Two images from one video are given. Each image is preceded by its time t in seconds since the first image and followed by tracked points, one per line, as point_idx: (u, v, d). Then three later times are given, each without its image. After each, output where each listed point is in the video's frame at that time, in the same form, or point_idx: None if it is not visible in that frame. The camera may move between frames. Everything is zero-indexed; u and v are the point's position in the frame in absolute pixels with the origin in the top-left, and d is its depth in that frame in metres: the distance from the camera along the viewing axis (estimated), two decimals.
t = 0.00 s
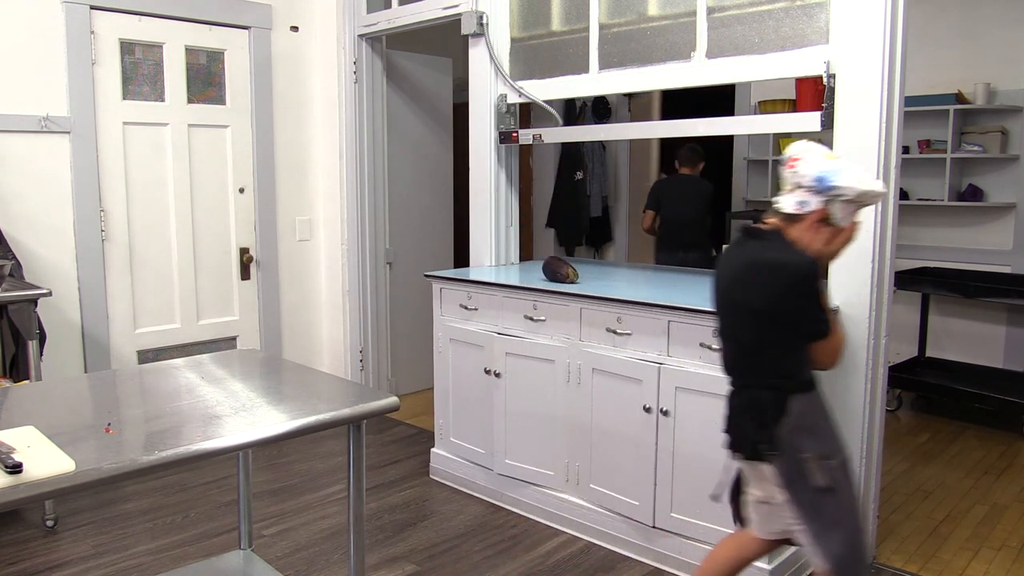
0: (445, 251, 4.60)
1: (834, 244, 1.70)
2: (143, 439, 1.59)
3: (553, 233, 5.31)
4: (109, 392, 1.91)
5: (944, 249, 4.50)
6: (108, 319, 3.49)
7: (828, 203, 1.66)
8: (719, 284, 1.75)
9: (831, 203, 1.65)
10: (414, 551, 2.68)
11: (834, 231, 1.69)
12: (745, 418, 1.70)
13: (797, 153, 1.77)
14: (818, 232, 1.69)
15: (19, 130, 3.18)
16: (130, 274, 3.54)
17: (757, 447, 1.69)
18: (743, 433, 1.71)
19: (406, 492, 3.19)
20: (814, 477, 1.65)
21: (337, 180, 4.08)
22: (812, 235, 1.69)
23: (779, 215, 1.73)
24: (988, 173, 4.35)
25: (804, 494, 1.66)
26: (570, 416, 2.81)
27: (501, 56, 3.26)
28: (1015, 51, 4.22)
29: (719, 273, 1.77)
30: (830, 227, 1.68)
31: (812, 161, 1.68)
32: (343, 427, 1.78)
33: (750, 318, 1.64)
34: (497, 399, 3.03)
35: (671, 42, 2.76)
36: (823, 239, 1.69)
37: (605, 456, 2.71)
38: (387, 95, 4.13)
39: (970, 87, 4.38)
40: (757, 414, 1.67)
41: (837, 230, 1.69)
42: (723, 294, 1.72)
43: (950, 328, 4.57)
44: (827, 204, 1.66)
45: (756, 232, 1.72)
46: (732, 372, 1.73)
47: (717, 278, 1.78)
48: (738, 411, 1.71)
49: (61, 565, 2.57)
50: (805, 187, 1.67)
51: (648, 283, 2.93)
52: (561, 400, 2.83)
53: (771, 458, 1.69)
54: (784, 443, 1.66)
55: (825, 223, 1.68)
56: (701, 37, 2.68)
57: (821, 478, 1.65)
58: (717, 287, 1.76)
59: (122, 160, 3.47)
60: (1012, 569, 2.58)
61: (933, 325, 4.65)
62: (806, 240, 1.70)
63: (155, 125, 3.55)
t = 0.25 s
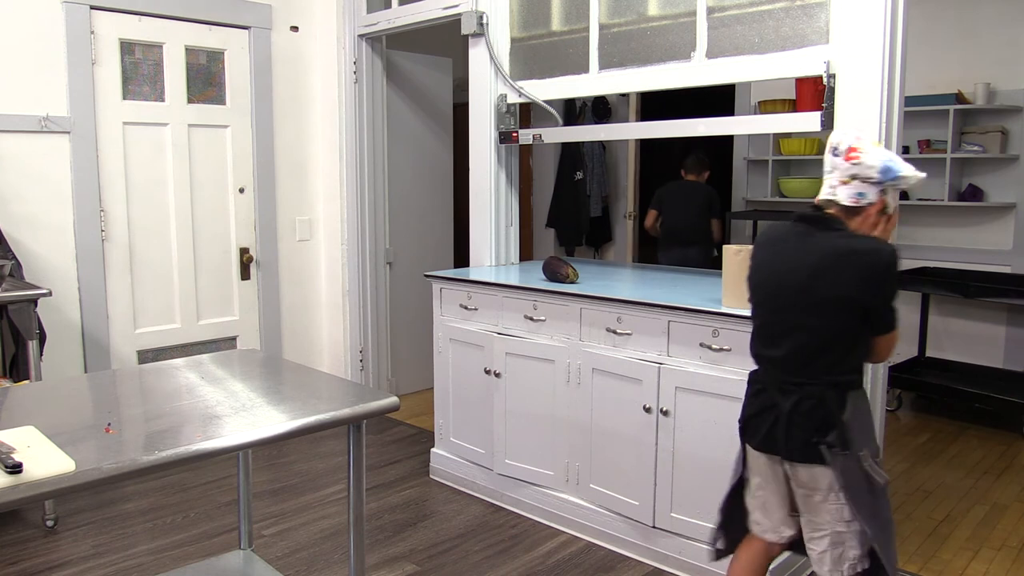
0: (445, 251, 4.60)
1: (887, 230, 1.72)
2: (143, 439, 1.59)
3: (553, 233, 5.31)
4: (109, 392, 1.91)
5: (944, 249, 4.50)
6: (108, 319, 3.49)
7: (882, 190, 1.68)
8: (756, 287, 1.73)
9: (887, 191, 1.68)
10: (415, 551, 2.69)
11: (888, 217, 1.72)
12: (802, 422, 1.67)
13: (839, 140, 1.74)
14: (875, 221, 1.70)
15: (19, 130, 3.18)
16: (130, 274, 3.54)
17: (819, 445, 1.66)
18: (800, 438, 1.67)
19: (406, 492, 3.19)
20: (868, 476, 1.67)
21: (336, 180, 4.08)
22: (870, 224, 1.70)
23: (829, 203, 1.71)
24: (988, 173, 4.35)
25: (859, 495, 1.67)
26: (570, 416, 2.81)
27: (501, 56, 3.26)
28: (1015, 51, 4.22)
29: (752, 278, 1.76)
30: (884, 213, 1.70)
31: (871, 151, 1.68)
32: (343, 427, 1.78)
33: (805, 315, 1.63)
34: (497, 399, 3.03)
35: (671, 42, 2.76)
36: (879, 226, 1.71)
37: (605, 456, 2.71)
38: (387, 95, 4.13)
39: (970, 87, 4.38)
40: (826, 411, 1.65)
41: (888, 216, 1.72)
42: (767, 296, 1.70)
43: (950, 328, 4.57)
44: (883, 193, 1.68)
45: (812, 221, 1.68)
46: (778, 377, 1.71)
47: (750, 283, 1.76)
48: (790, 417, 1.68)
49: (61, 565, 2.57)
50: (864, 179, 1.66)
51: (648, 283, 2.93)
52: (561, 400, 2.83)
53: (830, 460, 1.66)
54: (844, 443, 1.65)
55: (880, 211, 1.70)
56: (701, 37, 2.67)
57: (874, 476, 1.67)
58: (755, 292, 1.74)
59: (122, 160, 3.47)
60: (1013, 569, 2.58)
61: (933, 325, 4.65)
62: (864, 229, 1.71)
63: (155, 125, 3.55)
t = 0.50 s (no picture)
0: (445, 251, 4.60)
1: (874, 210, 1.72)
2: (143, 439, 1.59)
3: (553, 233, 5.31)
4: (109, 392, 1.91)
5: (944, 249, 4.50)
6: (107, 319, 3.48)
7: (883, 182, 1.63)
8: (773, 287, 1.66)
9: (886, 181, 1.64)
10: (415, 551, 2.69)
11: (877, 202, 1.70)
12: (826, 422, 1.63)
13: (834, 133, 1.64)
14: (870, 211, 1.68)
15: (19, 130, 3.18)
16: (130, 274, 3.54)
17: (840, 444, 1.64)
18: (825, 437, 1.63)
19: (406, 492, 3.19)
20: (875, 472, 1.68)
21: (336, 180, 4.08)
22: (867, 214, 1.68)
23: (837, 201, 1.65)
24: (988, 173, 4.35)
25: (868, 495, 1.67)
26: (570, 416, 2.81)
27: (501, 56, 3.26)
28: (1015, 51, 4.22)
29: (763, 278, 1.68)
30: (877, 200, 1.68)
31: (879, 144, 1.61)
32: (343, 427, 1.78)
33: (833, 314, 1.59)
34: (497, 399, 3.03)
35: (671, 42, 2.76)
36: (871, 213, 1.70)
37: (605, 456, 2.71)
38: (386, 95, 4.13)
39: (970, 87, 4.38)
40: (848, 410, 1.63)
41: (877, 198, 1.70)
42: (787, 295, 1.64)
43: (950, 328, 4.57)
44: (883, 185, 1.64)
45: (826, 220, 1.62)
46: (797, 378, 1.65)
47: (761, 283, 1.68)
48: (814, 417, 1.64)
49: (61, 565, 2.57)
50: (870, 179, 1.61)
51: (648, 283, 2.93)
52: (561, 400, 2.83)
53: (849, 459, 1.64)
54: (863, 439, 1.65)
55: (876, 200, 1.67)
56: (701, 37, 2.68)
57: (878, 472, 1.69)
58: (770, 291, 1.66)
59: (122, 160, 3.47)
60: (1013, 569, 2.58)
61: (933, 325, 4.65)
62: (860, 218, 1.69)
63: (155, 125, 3.55)
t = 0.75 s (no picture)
0: (445, 251, 4.60)
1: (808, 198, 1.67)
2: (143, 438, 1.59)
3: (553, 233, 5.31)
4: (109, 392, 1.91)
5: (944, 249, 4.50)
6: (108, 320, 3.49)
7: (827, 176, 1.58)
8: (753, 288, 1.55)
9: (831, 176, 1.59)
10: (414, 551, 2.68)
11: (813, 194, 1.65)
12: (811, 420, 1.58)
13: (781, 147, 1.53)
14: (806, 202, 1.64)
15: (19, 131, 3.18)
16: (130, 274, 3.54)
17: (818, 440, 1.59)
18: (807, 434, 1.57)
19: (406, 492, 3.19)
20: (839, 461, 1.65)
21: (337, 180, 4.08)
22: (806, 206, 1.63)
23: (787, 211, 1.58)
24: (988, 173, 4.35)
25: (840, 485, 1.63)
26: (570, 415, 2.81)
27: (501, 56, 3.26)
28: (1015, 51, 4.22)
29: (738, 280, 1.55)
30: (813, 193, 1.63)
31: (825, 154, 1.54)
32: (343, 427, 1.78)
33: (806, 309, 1.54)
34: (497, 399, 3.03)
35: (671, 42, 2.76)
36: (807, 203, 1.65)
37: (605, 456, 2.71)
38: (386, 95, 4.13)
39: (970, 87, 4.38)
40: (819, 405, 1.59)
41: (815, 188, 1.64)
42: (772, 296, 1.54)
43: (950, 328, 4.57)
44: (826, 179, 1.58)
45: (786, 228, 1.56)
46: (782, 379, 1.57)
47: (738, 286, 1.56)
48: (797, 415, 1.56)
49: (61, 566, 2.57)
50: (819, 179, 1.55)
51: (648, 283, 2.93)
52: (561, 400, 2.83)
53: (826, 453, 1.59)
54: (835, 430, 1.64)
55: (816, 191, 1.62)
56: (701, 37, 2.67)
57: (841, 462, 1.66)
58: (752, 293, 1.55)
59: (122, 160, 3.47)
60: (1012, 569, 2.58)
61: (933, 326, 4.65)
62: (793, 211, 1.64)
63: (156, 125, 3.56)
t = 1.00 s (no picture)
0: (445, 251, 4.60)
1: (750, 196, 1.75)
2: (143, 439, 1.59)
3: (553, 233, 5.30)
4: (109, 392, 1.91)
5: (944, 249, 4.50)
6: (108, 320, 3.49)
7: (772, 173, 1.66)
8: (721, 278, 1.65)
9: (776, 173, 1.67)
10: (414, 551, 2.69)
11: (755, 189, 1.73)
12: (774, 400, 1.71)
13: (738, 152, 1.59)
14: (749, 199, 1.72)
15: (19, 130, 3.18)
16: (130, 274, 3.54)
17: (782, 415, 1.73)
18: (775, 411, 1.71)
19: (406, 492, 3.19)
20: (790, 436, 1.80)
21: (337, 180, 4.08)
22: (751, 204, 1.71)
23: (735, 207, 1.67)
24: (988, 173, 4.35)
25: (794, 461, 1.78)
26: (569, 415, 2.81)
27: (501, 56, 3.26)
28: (1015, 51, 4.22)
29: (707, 272, 1.65)
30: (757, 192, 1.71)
31: (773, 157, 1.62)
32: (342, 427, 1.78)
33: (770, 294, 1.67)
34: (497, 399, 3.03)
35: (671, 42, 2.76)
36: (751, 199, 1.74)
37: (605, 456, 2.71)
38: (386, 95, 4.14)
39: (970, 87, 4.38)
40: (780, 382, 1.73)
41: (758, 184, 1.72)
42: (740, 285, 1.65)
43: (950, 328, 4.57)
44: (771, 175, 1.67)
45: (740, 221, 1.66)
46: (749, 364, 1.68)
47: (705, 277, 1.65)
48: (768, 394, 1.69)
49: (61, 566, 2.57)
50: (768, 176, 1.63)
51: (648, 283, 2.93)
52: (561, 400, 2.83)
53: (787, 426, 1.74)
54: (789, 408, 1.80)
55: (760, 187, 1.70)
56: (701, 37, 2.67)
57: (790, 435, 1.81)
58: (721, 283, 1.65)
59: (122, 160, 3.47)
60: (1012, 569, 2.58)
61: (933, 326, 4.65)
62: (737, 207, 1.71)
63: (156, 125, 3.56)
